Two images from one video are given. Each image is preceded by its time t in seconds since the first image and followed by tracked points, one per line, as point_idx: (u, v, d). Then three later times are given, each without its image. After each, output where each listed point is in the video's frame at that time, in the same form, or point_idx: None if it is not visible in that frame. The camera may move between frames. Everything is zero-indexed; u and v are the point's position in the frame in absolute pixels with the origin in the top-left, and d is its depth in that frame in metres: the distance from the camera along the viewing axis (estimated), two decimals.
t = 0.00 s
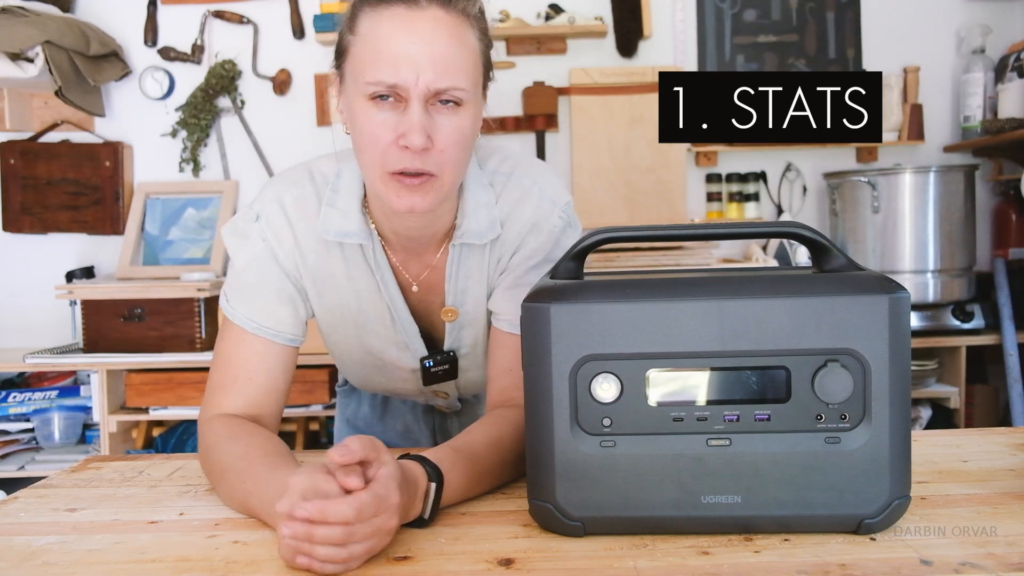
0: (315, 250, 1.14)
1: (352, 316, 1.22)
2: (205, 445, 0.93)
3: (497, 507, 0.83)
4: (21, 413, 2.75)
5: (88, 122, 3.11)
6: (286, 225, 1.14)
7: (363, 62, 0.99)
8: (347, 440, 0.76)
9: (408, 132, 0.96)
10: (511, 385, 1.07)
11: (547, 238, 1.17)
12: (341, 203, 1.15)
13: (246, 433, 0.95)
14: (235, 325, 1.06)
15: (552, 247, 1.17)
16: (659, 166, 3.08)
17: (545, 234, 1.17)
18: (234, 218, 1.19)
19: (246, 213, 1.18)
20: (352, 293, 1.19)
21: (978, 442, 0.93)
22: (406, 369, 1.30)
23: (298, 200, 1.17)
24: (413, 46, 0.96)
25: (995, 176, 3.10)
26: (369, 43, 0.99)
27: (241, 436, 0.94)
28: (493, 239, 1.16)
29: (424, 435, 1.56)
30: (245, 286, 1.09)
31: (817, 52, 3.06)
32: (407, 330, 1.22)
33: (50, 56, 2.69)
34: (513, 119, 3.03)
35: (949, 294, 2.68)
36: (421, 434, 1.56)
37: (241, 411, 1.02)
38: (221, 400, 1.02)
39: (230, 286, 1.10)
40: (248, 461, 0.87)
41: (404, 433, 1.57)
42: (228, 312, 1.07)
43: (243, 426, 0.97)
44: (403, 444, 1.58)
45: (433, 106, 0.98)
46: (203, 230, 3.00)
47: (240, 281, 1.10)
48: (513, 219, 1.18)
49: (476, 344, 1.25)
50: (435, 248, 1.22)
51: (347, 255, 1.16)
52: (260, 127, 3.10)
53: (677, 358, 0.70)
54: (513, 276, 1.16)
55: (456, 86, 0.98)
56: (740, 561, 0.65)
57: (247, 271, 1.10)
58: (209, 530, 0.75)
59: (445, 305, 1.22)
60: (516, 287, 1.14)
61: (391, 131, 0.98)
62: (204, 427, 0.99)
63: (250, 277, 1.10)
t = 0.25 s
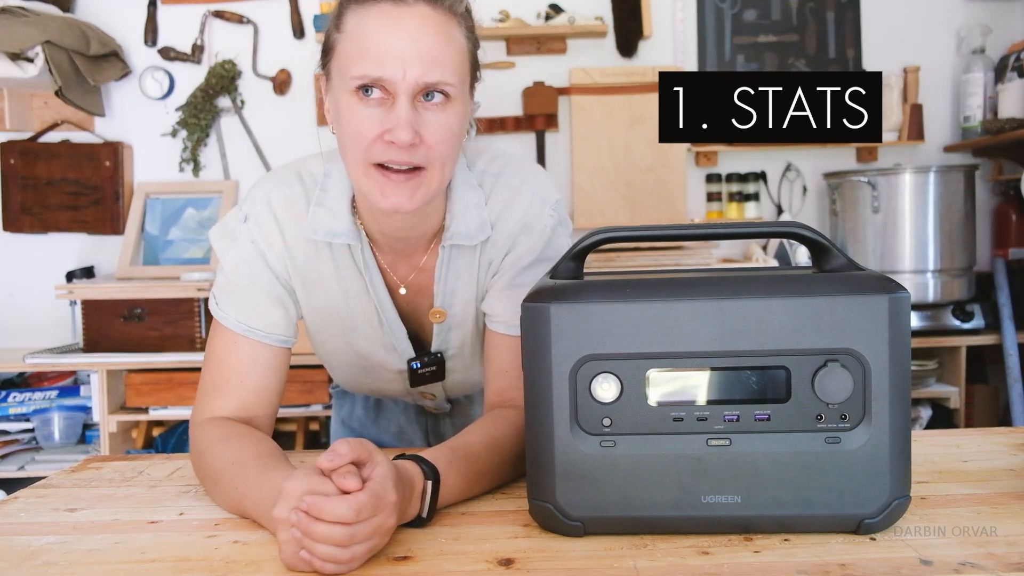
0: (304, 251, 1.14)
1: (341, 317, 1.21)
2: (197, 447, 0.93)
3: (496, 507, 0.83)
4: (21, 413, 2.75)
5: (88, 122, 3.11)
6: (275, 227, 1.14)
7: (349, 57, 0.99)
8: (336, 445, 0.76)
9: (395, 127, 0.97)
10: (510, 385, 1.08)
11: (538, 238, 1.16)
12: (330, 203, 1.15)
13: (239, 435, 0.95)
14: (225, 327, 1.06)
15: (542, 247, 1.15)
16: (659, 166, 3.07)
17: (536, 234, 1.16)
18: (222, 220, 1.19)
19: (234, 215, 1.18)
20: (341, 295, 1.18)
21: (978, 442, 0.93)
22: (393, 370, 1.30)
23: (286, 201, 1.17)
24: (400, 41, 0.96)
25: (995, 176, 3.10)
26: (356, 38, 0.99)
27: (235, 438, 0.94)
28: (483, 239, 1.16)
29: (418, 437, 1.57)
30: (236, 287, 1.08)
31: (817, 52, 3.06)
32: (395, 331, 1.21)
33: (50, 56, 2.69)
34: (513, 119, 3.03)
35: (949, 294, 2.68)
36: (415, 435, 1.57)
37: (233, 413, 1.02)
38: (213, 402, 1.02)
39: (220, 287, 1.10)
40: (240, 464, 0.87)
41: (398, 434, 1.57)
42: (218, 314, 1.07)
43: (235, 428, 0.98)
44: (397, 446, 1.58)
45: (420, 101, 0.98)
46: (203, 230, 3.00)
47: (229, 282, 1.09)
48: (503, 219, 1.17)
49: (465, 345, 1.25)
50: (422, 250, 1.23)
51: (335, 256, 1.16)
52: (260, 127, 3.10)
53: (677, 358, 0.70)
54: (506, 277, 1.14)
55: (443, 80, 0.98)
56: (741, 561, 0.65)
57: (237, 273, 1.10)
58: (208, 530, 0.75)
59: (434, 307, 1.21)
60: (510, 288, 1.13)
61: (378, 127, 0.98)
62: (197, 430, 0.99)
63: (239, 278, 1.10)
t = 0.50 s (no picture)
0: (302, 251, 1.14)
1: (338, 318, 1.21)
2: (196, 446, 0.93)
3: (496, 507, 0.83)
4: (21, 413, 2.75)
5: (88, 122, 3.11)
6: (272, 227, 1.14)
7: (335, 63, 0.99)
8: (336, 446, 0.77)
9: (374, 136, 0.96)
10: (510, 385, 1.08)
11: (537, 238, 1.16)
12: (328, 203, 1.15)
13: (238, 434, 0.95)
14: (224, 327, 1.06)
15: (542, 247, 1.15)
16: (659, 166, 3.07)
17: (536, 234, 1.16)
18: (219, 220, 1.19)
19: (232, 215, 1.17)
20: (339, 295, 1.18)
21: (978, 442, 0.93)
22: (392, 370, 1.30)
23: (284, 201, 1.16)
24: (384, 49, 0.95)
25: (995, 176, 3.10)
26: (343, 44, 0.99)
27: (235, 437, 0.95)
28: (482, 240, 1.16)
29: (416, 436, 1.57)
30: (233, 287, 1.08)
31: (817, 52, 3.06)
32: (394, 332, 1.21)
33: (50, 56, 2.69)
34: (513, 119, 3.03)
35: (949, 294, 2.68)
36: (413, 435, 1.57)
37: (232, 413, 1.03)
38: (211, 403, 1.02)
39: (217, 288, 1.10)
40: (239, 464, 0.87)
41: (396, 433, 1.57)
42: (217, 314, 1.07)
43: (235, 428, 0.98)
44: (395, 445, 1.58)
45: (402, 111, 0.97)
46: (203, 230, 3.00)
47: (227, 282, 1.09)
48: (502, 219, 1.17)
49: (464, 345, 1.25)
50: (420, 251, 1.23)
51: (333, 256, 1.15)
52: (260, 127, 3.10)
53: (677, 358, 0.70)
54: (506, 277, 1.14)
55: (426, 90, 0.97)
56: (741, 561, 0.65)
57: (235, 273, 1.10)
58: (208, 530, 0.75)
59: (433, 308, 1.21)
60: (510, 288, 1.13)
61: (359, 134, 0.98)
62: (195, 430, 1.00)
63: (237, 278, 1.10)
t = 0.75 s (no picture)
0: (303, 251, 1.14)
1: (339, 319, 1.21)
2: (195, 447, 0.93)
3: (496, 507, 0.83)
4: (21, 413, 2.75)
5: (88, 122, 3.11)
6: (273, 227, 1.14)
7: (335, 68, 0.99)
8: (336, 446, 0.77)
9: (372, 144, 0.97)
10: (510, 385, 1.08)
11: (538, 238, 1.16)
12: (330, 203, 1.15)
13: (237, 436, 0.95)
14: (224, 327, 1.06)
15: (543, 247, 1.15)
16: (659, 166, 3.08)
17: (537, 234, 1.16)
18: (220, 219, 1.19)
19: (233, 215, 1.17)
20: (340, 296, 1.18)
21: (978, 442, 0.93)
22: (393, 370, 1.30)
23: (285, 201, 1.16)
24: (383, 56, 0.95)
25: (995, 176, 3.10)
26: (342, 50, 0.98)
27: (233, 438, 0.94)
28: (483, 240, 1.15)
29: (416, 436, 1.56)
30: (234, 287, 1.08)
31: (817, 52, 3.06)
32: (395, 332, 1.21)
33: (50, 56, 2.69)
34: (513, 119, 3.03)
35: (949, 293, 2.68)
36: (413, 435, 1.57)
37: (231, 414, 1.03)
38: (210, 403, 1.02)
39: (218, 288, 1.10)
40: (238, 465, 0.87)
41: (396, 433, 1.57)
42: (218, 314, 1.07)
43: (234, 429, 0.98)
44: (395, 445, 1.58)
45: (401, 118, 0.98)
46: (203, 230, 3.00)
47: (228, 282, 1.09)
48: (503, 220, 1.17)
49: (465, 346, 1.25)
50: (421, 252, 1.23)
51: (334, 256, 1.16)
52: (260, 127, 3.10)
53: (677, 358, 0.70)
54: (507, 277, 1.14)
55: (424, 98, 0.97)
56: (741, 561, 0.65)
57: (236, 274, 1.10)
58: (208, 530, 0.75)
59: (434, 309, 1.21)
60: (511, 288, 1.13)
61: (357, 141, 0.98)
62: (194, 430, 1.00)
63: (239, 278, 1.09)
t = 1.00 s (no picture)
0: (302, 250, 1.14)
1: (339, 318, 1.21)
2: (194, 447, 0.93)
3: (496, 507, 0.83)
4: (21, 413, 2.75)
5: (88, 122, 3.11)
6: (273, 227, 1.13)
7: (340, 57, 0.99)
8: (336, 445, 0.77)
9: (382, 130, 0.96)
10: (510, 384, 1.08)
11: (539, 238, 1.16)
12: (329, 203, 1.15)
13: (237, 436, 0.95)
14: (223, 328, 1.06)
15: (544, 247, 1.15)
16: (659, 166, 3.08)
17: (538, 234, 1.16)
18: (218, 219, 1.19)
19: (232, 216, 1.17)
20: (340, 296, 1.18)
21: (978, 442, 0.93)
22: (393, 369, 1.30)
23: (285, 201, 1.16)
24: (389, 42, 0.96)
25: (995, 176, 3.10)
26: (347, 39, 0.99)
27: (231, 438, 0.95)
28: (484, 239, 1.15)
29: (417, 436, 1.57)
30: (233, 287, 1.08)
31: (817, 52, 3.06)
32: (396, 331, 1.21)
33: (50, 56, 2.69)
34: (513, 119, 3.03)
35: (949, 293, 2.68)
36: (413, 435, 1.56)
37: (230, 414, 1.03)
38: (209, 403, 1.02)
39: (217, 288, 1.10)
40: (236, 465, 0.87)
41: (397, 433, 1.57)
42: (217, 315, 1.07)
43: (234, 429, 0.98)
44: (395, 445, 1.58)
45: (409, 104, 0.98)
46: (203, 230, 2.99)
47: (228, 282, 1.09)
48: (504, 219, 1.17)
49: (465, 345, 1.25)
50: (422, 250, 1.23)
51: (334, 255, 1.15)
52: (260, 127, 3.10)
53: (677, 359, 0.70)
54: (508, 277, 1.14)
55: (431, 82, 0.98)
56: (741, 561, 0.65)
57: (235, 274, 1.10)
58: (208, 530, 0.75)
59: (434, 307, 1.21)
60: (511, 288, 1.13)
61: (365, 128, 0.98)
62: (193, 431, 1.00)
63: (238, 279, 1.09)
